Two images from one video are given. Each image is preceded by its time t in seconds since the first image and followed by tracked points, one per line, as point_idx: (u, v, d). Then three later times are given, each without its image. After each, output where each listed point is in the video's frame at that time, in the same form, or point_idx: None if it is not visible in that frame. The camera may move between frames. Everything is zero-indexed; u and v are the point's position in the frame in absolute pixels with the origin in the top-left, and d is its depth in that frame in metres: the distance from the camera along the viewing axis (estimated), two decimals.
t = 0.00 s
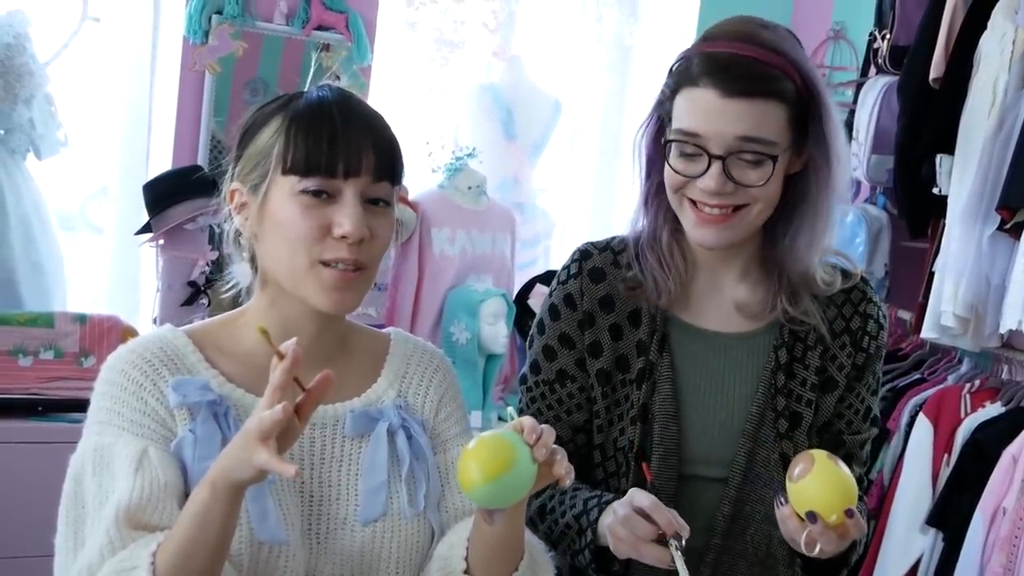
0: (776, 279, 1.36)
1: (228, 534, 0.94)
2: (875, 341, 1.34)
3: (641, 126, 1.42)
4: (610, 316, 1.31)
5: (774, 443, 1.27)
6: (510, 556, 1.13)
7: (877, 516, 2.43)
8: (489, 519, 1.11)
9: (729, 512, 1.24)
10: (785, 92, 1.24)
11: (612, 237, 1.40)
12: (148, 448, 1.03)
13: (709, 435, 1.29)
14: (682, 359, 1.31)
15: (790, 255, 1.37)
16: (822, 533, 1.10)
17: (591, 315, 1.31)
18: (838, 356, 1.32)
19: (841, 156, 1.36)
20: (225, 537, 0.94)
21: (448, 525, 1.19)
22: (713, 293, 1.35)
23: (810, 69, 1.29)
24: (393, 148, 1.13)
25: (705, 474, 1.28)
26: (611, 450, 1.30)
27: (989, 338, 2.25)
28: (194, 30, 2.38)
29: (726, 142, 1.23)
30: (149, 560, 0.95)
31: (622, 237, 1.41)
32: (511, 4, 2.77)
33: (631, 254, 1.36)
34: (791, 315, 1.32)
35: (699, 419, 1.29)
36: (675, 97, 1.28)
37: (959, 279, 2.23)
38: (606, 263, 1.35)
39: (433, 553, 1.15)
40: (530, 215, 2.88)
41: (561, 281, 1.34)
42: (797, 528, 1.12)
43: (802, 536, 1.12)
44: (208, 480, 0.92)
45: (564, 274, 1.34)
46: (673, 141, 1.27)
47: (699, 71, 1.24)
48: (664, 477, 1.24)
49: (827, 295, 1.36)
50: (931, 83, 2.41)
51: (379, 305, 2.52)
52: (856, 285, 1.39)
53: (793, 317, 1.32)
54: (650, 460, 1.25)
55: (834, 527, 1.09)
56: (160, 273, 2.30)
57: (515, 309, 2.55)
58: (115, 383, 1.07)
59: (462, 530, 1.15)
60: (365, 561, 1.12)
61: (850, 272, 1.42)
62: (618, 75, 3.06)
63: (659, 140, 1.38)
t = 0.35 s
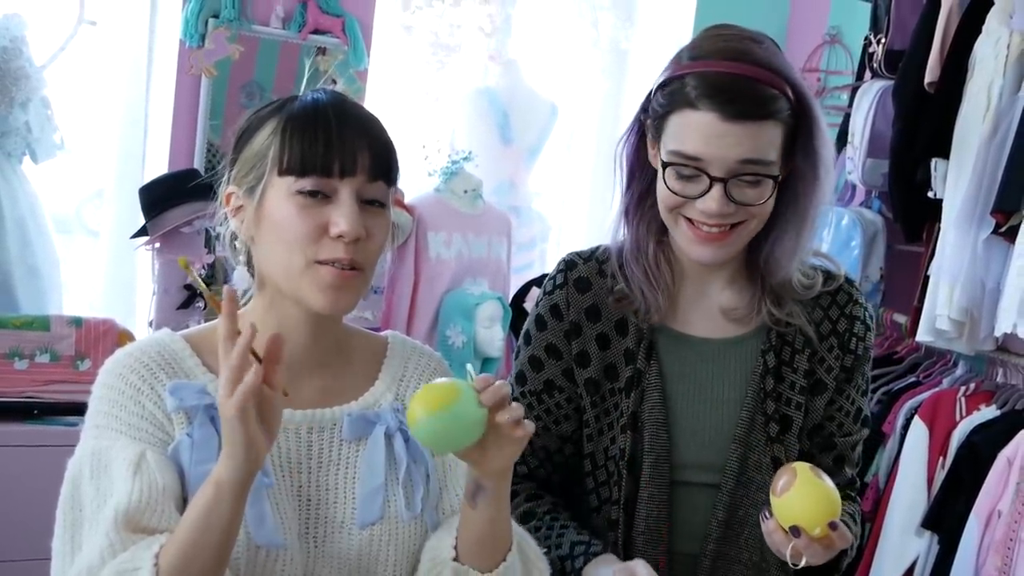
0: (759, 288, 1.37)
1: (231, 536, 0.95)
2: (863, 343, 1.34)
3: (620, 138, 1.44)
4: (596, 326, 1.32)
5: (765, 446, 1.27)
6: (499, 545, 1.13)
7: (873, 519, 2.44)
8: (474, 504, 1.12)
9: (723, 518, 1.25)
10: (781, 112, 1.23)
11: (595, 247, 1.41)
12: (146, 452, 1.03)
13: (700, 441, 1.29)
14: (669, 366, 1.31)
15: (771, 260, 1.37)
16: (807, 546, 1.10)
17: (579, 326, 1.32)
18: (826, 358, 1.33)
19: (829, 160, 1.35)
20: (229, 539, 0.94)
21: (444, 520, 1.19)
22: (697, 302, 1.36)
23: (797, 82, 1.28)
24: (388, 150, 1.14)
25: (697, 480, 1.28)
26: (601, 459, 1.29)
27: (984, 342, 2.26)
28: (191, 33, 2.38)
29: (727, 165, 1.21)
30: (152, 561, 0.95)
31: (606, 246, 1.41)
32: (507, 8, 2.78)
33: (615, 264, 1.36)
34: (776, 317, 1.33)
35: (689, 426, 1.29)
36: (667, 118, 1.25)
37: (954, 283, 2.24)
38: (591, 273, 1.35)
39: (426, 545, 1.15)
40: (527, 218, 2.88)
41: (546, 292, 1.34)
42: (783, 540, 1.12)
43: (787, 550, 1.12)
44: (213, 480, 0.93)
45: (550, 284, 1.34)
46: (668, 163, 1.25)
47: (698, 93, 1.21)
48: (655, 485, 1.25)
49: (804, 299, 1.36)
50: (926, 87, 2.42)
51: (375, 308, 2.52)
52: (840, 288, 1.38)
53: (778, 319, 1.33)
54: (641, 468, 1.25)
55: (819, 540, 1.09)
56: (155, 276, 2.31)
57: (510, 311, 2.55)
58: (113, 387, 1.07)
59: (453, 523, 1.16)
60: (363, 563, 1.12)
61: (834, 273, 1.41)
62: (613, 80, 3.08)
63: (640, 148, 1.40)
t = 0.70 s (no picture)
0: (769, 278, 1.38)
1: (227, 532, 0.94)
2: (874, 342, 1.33)
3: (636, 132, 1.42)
4: (605, 321, 1.31)
5: (773, 446, 1.27)
6: (498, 541, 1.13)
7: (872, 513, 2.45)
8: (473, 502, 1.11)
9: (730, 517, 1.25)
10: (805, 115, 1.20)
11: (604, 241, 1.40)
12: (146, 443, 1.03)
13: (708, 440, 1.29)
14: (678, 364, 1.31)
15: (784, 265, 1.36)
16: (801, 559, 1.08)
17: (586, 321, 1.31)
18: (836, 357, 1.33)
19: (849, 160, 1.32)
20: (225, 535, 0.94)
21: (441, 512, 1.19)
22: (707, 299, 1.35)
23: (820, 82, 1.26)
24: (385, 142, 1.14)
25: (704, 479, 1.28)
26: (608, 456, 1.29)
27: (984, 335, 2.26)
28: (191, 25, 2.37)
29: (749, 170, 1.18)
30: (151, 552, 0.95)
31: (614, 240, 1.40)
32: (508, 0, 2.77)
33: (624, 259, 1.36)
34: (787, 317, 1.32)
35: (697, 425, 1.29)
36: (687, 116, 1.22)
37: (954, 276, 2.24)
38: (600, 267, 1.35)
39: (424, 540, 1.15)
40: (527, 212, 2.87)
41: (553, 286, 1.34)
42: (778, 551, 1.09)
43: (782, 561, 1.10)
44: (209, 473, 0.92)
45: (558, 278, 1.34)
46: (688, 162, 1.21)
47: (722, 93, 1.18)
48: (661, 483, 1.25)
49: (816, 301, 1.35)
50: (927, 80, 2.42)
51: (375, 301, 2.50)
52: (853, 285, 1.38)
53: (789, 319, 1.33)
54: (648, 466, 1.26)
55: (813, 554, 1.07)
56: (155, 269, 2.31)
57: (510, 305, 2.55)
58: (113, 378, 1.08)
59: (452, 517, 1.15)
60: (361, 556, 1.12)
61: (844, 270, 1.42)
62: (614, 74, 3.08)
63: (654, 143, 1.39)
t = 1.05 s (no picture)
0: (782, 286, 1.37)
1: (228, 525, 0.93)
2: (885, 350, 1.35)
3: (651, 136, 1.39)
4: (615, 323, 1.31)
5: (781, 453, 1.28)
6: (492, 539, 1.13)
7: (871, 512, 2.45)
8: (467, 502, 1.12)
9: (735, 523, 1.25)
10: (828, 131, 1.18)
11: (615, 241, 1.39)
12: (146, 439, 1.03)
13: (715, 445, 1.29)
14: (688, 367, 1.31)
15: (799, 278, 1.35)
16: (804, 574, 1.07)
17: (596, 323, 1.31)
18: (848, 365, 1.33)
19: (869, 175, 1.31)
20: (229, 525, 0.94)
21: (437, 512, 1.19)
22: (719, 303, 1.35)
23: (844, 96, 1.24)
24: (383, 145, 1.14)
25: (710, 484, 1.28)
26: (614, 459, 1.29)
27: (983, 335, 2.27)
28: (190, 25, 2.37)
29: (769, 187, 1.16)
30: (150, 547, 0.94)
31: (626, 240, 1.39)
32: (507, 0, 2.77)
33: (635, 262, 1.35)
34: (800, 327, 1.32)
35: (705, 429, 1.29)
36: (707, 126, 1.20)
37: (953, 276, 2.24)
38: (611, 268, 1.34)
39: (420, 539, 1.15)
40: (526, 211, 2.87)
41: (563, 286, 1.33)
42: (782, 563, 1.09)
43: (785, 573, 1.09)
44: (211, 466, 0.92)
45: (568, 278, 1.33)
46: (707, 174, 1.19)
47: (744, 105, 1.16)
48: (667, 488, 1.25)
49: (830, 312, 1.35)
50: (926, 80, 2.42)
51: (375, 301, 2.51)
52: (866, 292, 1.39)
53: (802, 329, 1.33)
54: (655, 471, 1.26)
55: (817, 571, 1.06)
56: (154, 270, 2.30)
57: (509, 305, 2.55)
58: (113, 375, 1.08)
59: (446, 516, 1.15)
60: (359, 553, 1.12)
61: (856, 275, 1.42)
62: (613, 74, 3.16)
63: (670, 147, 1.36)
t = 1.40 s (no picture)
0: (794, 289, 1.38)
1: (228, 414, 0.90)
2: (894, 354, 1.35)
3: (666, 134, 1.40)
4: (622, 322, 1.31)
5: (787, 454, 1.28)
6: (484, 519, 1.15)
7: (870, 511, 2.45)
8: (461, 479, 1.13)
9: (739, 523, 1.25)
10: (846, 139, 1.18)
11: (624, 239, 1.39)
12: (179, 356, 1.01)
13: (721, 446, 1.29)
14: (694, 365, 1.31)
15: (813, 285, 1.35)
16: None
17: (604, 321, 1.30)
18: (856, 369, 1.33)
19: (886, 182, 1.31)
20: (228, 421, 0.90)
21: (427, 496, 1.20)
22: (728, 304, 1.35)
23: (864, 102, 1.23)
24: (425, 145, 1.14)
25: (714, 485, 1.29)
26: (619, 457, 1.28)
27: (984, 334, 2.26)
28: (192, 19, 2.36)
29: (783, 192, 1.15)
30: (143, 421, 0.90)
31: (637, 238, 1.40)
32: None
33: (645, 259, 1.35)
34: (809, 332, 1.32)
35: (712, 430, 1.30)
36: (725, 128, 1.19)
37: (955, 276, 2.23)
38: (620, 265, 1.34)
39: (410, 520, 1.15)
40: (528, 207, 2.86)
41: (573, 283, 1.32)
42: (778, 566, 1.09)
43: None
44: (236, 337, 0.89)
45: (577, 275, 1.32)
46: (723, 177, 1.18)
47: (763, 108, 1.15)
48: (670, 487, 1.24)
49: (839, 318, 1.35)
50: (929, 79, 2.41)
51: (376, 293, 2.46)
52: (875, 296, 1.39)
53: (811, 334, 1.32)
54: (660, 469, 1.26)
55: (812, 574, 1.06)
56: (154, 261, 2.32)
57: (510, 300, 2.55)
58: (154, 303, 1.07)
59: (437, 498, 1.17)
60: (356, 538, 1.11)
61: (867, 279, 1.42)
62: (614, 67, 3.08)
63: (684, 147, 1.36)
